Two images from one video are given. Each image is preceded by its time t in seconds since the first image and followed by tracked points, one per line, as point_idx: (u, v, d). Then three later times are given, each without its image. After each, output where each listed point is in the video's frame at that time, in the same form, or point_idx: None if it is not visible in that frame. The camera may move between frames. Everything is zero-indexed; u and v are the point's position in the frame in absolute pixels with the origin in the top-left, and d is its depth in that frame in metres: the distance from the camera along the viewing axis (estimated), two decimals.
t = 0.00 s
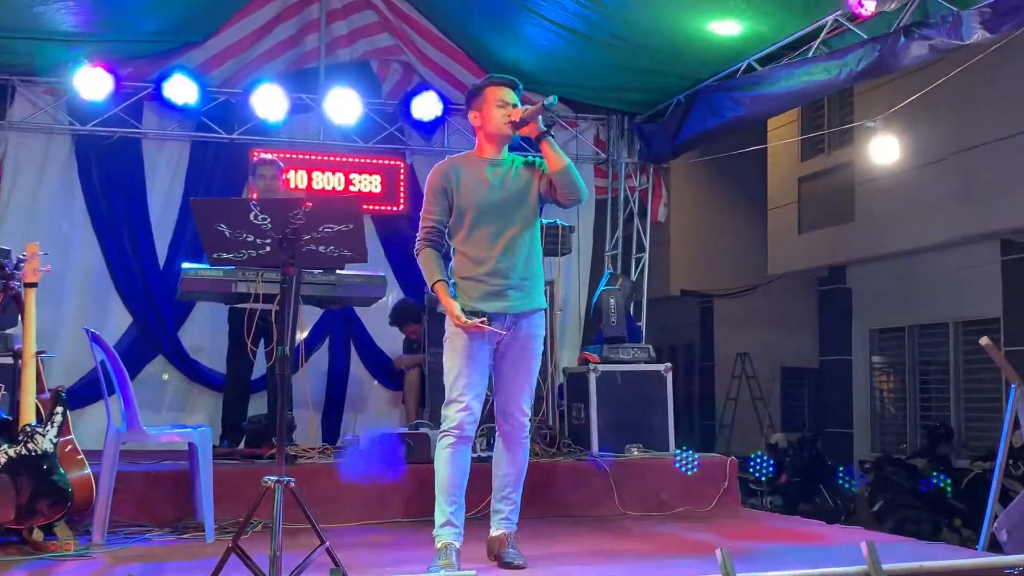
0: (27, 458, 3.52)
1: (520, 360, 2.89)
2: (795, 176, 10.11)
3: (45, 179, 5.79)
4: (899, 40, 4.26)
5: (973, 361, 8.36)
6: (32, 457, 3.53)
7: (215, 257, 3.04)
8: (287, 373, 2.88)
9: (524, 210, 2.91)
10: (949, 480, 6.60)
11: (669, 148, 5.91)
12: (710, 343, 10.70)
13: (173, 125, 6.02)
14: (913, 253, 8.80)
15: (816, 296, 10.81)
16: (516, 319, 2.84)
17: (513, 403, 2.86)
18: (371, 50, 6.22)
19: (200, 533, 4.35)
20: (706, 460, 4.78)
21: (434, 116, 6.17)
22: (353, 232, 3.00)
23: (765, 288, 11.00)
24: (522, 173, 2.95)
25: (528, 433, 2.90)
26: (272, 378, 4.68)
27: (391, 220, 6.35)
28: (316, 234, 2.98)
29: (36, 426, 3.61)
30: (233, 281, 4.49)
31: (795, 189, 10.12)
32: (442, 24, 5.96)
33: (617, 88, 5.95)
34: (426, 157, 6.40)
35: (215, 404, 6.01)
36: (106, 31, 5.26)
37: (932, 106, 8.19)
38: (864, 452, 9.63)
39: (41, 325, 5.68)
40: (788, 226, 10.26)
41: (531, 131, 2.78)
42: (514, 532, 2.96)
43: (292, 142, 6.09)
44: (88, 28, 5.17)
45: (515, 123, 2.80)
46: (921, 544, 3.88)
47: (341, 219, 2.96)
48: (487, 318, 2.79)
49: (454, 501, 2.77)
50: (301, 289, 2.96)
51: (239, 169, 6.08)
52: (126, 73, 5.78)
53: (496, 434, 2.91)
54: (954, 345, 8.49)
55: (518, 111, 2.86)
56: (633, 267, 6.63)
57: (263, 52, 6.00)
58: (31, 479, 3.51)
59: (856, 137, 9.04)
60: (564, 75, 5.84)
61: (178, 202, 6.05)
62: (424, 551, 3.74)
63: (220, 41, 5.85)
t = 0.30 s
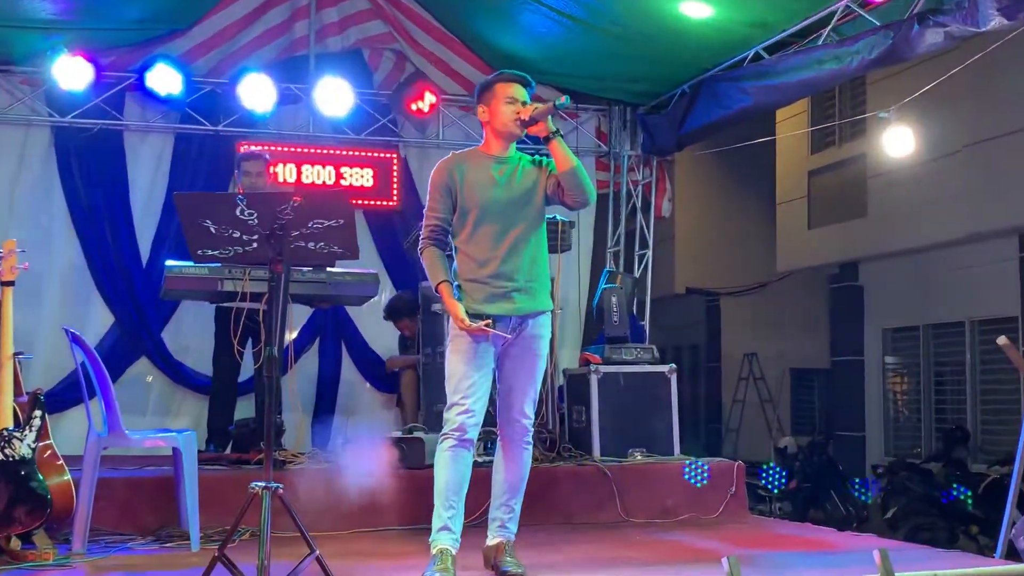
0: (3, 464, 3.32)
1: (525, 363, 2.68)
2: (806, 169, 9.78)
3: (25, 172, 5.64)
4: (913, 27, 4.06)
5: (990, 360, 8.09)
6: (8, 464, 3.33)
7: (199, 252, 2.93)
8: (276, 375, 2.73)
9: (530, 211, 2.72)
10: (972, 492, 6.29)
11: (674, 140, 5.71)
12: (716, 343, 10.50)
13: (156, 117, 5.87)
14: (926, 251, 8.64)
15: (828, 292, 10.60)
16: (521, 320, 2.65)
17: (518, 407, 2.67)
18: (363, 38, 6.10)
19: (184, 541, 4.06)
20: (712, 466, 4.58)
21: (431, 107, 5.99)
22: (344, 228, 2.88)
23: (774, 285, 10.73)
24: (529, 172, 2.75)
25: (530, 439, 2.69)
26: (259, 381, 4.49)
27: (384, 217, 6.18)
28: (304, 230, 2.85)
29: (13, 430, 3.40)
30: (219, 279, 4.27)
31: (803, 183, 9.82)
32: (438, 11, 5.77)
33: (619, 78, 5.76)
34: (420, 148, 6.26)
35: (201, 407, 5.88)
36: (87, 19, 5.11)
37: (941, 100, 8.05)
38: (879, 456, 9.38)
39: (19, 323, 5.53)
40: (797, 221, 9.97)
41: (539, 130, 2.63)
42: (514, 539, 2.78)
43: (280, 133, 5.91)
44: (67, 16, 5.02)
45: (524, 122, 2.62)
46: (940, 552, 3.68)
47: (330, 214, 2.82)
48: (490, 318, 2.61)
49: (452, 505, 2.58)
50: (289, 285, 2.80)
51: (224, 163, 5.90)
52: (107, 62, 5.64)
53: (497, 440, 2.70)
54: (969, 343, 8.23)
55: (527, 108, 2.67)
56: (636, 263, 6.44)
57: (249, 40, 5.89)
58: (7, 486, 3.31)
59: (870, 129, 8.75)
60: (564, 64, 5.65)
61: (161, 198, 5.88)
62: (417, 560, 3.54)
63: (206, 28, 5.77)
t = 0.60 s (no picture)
0: None
1: (525, 362, 2.52)
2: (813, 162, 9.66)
3: (7, 166, 5.52)
4: (925, 15, 3.90)
5: (1004, 359, 7.93)
6: None
7: (186, 250, 2.77)
8: (266, 376, 2.59)
9: (531, 209, 2.56)
10: (991, 500, 6.09)
11: (678, 132, 5.57)
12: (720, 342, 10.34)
13: (141, 108, 5.76)
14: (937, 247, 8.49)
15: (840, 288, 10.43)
16: (520, 317, 2.49)
17: (516, 409, 2.51)
18: (355, 27, 5.94)
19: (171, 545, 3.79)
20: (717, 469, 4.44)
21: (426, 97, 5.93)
22: (338, 223, 2.73)
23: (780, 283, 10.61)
24: (531, 169, 2.58)
25: (529, 441, 2.54)
26: (249, 381, 4.35)
27: (379, 213, 6.05)
28: (295, 226, 2.70)
29: None
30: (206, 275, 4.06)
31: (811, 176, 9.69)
32: None
33: (621, 69, 5.61)
34: (415, 141, 6.15)
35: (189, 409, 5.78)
36: (71, 5, 4.93)
37: (952, 94, 7.91)
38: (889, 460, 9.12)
39: None
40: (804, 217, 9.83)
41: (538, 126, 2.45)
42: (512, 545, 2.58)
43: (269, 125, 5.79)
44: (49, 4, 4.83)
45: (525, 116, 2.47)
46: (955, 558, 3.53)
47: (323, 209, 2.69)
48: (488, 317, 2.46)
49: (448, 507, 2.43)
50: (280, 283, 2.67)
51: (212, 155, 5.83)
52: (89, 53, 5.48)
53: (495, 443, 2.54)
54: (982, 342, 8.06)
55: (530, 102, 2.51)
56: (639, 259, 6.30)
57: (238, 29, 5.75)
58: None
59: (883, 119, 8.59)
60: (563, 55, 5.50)
61: (145, 196, 5.80)
62: (410, 566, 3.39)
63: (192, 17, 5.65)
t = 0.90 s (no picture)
0: None
1: (522, 360, 2.44)
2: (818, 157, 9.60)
3: None
4: (935, 5, 3.80)
5: (1011, 358, 7.84)
6: None
7: (179, 248, 2.67)
8: (260, 375, 2.54)
9: (531, 207, 2.47)
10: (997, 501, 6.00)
11: (679, 126, 5.48)
12: (723, 340, 10.26)
13: (132, 101, 5.69)
14: (941, 244, 8.40)
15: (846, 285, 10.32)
16: (518, 313, 2.41)
17: (514, 408, 2.41)
18: (351, 18, 5.88)
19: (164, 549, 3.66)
20: (719, 470, 4.35)
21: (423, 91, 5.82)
22: (333, 219, 2.60)
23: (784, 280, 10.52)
24: (530, 166, 2.50)
25: (527, 441, 2.45)
26: (242, 380, 4.26)
27: (374, 208, 6.01)
28: (290, 221, 2.59)
29: None
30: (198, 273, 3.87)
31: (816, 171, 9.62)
32: None
33: (621, 61, 5.53)
34: (413, 135, 6.08)
35: (181, 409, 5.73)
36: None
37: (958, 89, 7.81)
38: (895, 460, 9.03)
39: None
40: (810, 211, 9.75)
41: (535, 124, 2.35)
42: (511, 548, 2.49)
43: (263, 118, 5.74)
44: None
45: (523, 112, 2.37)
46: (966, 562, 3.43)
47: (318, 204, 2.56)
48: (483, 313, 2.38)
49: (444, 508, 2.34)
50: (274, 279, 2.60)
51: (205, 148, 5.76)
52: (80, 45, 5.42)
53: (493, 444, 2.45)
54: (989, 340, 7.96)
55: (530, 98, 2.42)
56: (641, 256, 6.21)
57: (230, 21, 5.69)
58: None
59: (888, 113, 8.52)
60: (562, 47, 5.42)
61: (137, 190, 5.74)
62: (405, 569, 3.30)
63: (184, 8, 5.57)
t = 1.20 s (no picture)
0: None
1: (521, 356, 2.38)
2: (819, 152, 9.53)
3: None
4: None
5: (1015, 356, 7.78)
6: None
7: (174, 242, 2.59)
8: (255, 372, 2.50)
9: (530, 205, 2.41)
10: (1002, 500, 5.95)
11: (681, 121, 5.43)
12: (725, 337, 10.22)
13: (126, 94, 5.64)
14: (944, 240, 8.35)
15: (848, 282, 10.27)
16: (516, 310, 2.36)
17: (512, 406, 2.35)
18: (348, 10, 5.84)
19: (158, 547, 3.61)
20: (720, 468, 4.29)
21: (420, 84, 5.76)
22: (329, 214, 2.54)
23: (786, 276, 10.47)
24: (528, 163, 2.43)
25: (526, 439, 2.39)
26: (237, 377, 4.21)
27: (372, 203, 5.98)
28: (287, 216, 2.53)
29: None
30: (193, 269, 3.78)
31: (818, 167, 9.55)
32: None
33: (622, 55, 5.47)
34: (410, 130, 6.04)
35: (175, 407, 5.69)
36: None
37: (962, 85, 7.76)
38: (898, 459, 8.95)
39: None
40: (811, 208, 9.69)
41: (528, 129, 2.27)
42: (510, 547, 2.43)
43: (258, 112, 5.70)
44: None
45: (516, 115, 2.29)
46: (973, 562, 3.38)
47: (313, 199, 2.51)
48: (480, 309, 2.34)
49: (441, 507, 2.29)
50: (270, 276, 2.55)
51: (199, 142, 5.71)
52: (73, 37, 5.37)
53: (491, 442, 2.39)
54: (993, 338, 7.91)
55: (526, 98, 2.33)
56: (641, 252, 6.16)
57: (224, 14, 5.65)
58: None
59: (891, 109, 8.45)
60: (563, 40, 5.37)
61: (131, 185, 5.69)
62: (401, 568, 3.25)
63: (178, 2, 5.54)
